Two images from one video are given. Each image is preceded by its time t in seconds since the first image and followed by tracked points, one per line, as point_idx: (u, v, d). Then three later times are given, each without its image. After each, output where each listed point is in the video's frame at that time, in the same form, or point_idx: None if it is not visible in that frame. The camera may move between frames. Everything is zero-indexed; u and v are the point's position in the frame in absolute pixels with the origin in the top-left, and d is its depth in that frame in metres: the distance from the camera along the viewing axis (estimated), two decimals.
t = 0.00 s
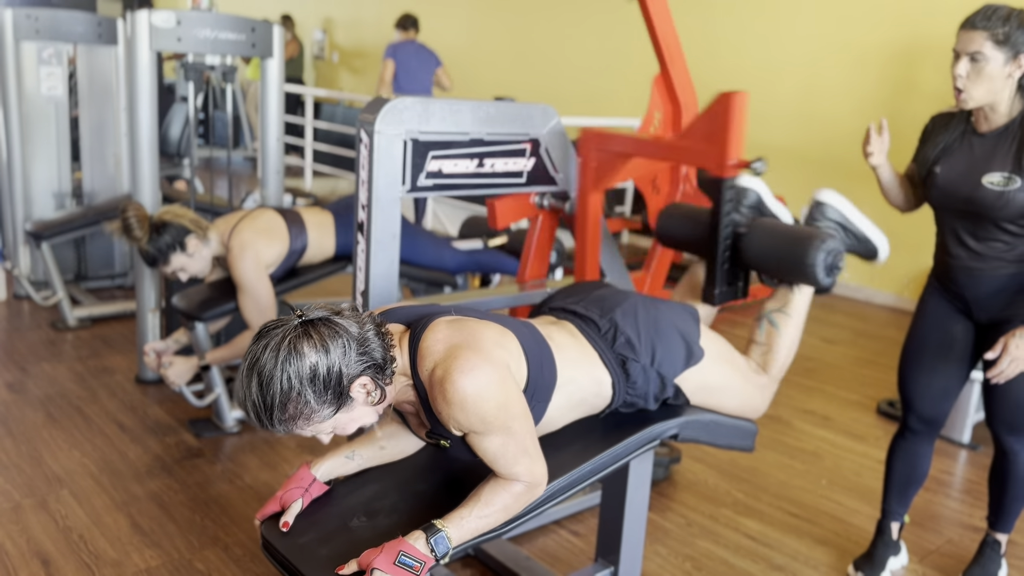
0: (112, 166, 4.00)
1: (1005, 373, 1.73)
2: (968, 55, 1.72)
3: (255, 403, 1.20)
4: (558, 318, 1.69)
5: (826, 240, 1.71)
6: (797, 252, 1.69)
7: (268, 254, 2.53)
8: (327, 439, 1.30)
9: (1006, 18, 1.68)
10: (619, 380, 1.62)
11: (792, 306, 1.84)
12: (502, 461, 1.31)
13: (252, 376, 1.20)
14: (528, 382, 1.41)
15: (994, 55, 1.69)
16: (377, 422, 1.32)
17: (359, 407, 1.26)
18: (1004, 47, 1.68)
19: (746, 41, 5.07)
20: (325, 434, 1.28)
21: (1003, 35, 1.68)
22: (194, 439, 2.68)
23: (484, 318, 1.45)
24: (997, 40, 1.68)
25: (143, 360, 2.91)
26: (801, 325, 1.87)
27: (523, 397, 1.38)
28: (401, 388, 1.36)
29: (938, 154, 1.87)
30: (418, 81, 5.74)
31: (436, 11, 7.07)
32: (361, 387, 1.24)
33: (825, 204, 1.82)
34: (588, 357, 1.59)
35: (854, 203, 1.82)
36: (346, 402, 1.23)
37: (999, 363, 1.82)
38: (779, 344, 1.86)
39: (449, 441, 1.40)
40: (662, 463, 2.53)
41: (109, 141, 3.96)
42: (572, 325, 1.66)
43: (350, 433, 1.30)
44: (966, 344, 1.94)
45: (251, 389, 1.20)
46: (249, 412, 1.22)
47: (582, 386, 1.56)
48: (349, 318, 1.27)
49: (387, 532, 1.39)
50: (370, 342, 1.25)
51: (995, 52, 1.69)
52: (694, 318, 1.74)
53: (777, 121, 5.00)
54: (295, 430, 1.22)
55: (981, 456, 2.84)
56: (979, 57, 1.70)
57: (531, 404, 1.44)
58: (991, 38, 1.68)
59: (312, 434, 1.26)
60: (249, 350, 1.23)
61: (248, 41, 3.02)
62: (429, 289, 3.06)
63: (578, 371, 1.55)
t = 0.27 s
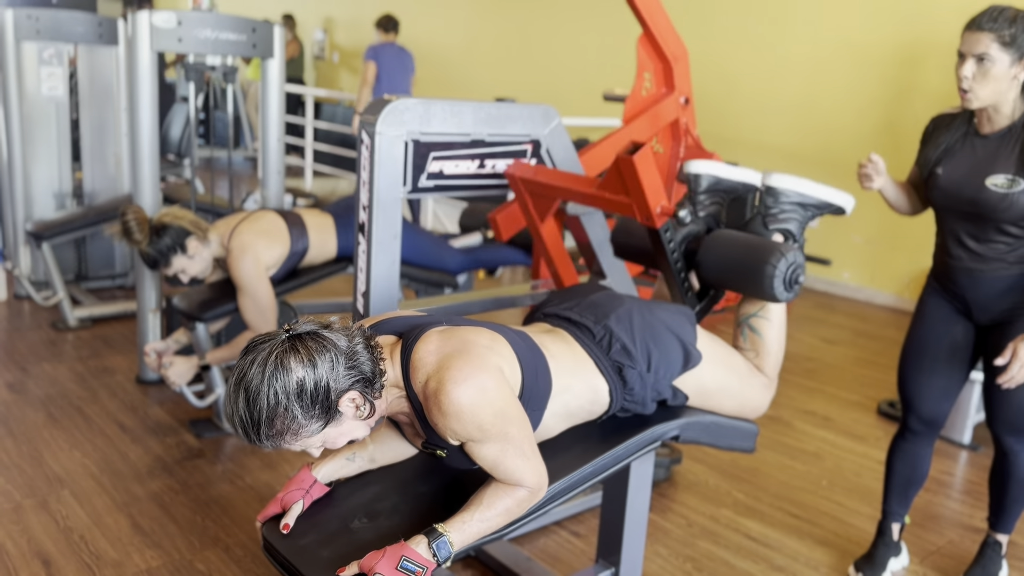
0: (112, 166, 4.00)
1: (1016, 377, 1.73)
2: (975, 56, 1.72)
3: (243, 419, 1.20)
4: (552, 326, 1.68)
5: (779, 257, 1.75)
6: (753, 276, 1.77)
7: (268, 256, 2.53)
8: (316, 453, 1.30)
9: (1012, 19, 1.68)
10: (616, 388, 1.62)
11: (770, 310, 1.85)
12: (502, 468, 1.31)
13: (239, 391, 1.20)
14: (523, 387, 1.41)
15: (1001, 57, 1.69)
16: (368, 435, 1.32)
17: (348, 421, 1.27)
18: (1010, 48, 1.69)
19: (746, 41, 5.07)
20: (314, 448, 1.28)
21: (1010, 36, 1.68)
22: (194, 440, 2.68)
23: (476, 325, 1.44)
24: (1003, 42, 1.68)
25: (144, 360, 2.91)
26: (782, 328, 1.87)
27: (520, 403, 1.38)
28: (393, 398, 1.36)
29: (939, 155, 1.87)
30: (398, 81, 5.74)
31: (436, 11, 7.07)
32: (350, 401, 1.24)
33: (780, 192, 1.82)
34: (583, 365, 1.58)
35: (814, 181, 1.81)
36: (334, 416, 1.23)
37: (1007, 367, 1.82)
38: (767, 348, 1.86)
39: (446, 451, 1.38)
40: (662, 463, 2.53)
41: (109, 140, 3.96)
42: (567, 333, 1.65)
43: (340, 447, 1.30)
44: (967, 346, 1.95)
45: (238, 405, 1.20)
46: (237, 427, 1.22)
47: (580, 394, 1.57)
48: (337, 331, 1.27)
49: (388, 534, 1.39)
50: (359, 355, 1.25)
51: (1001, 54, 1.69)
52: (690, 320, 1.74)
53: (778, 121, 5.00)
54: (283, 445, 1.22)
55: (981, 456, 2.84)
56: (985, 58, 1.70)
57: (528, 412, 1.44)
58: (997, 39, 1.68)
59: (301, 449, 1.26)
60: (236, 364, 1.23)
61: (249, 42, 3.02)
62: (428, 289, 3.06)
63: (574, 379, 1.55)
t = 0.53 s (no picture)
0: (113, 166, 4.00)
1: None
2: (977, 57, 1.72)
3: (246, 417, 1.20)
4: (553, 327, 1.68)
5: (804, 246, 1.75)
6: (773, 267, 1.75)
7: (269, 257, 2.52)
8: (318, 452, 1.30)
9: (1015, 19, 1.68)
10: (617, 388, 1.62)
11: (780, 304, 1.84)
12: (504, 468, 1.31)
13: (242, 389, 1.20)
14: (523, 389, 1.41)
15: (1004, 57, 1.69)
16: (371, 434, 1.32)
17: (351, 419, 1.26)
18: (1013, 48, 1.69)
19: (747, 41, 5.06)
20: (317, 447, 1.27)
21: (1012, 36, 1.68)
22: (195, 440, 2.68)
23: (476, 326, 1.44)
24: (1006, 42, 1.68)
25: (144, 361, 2.91)
26: (790, 324, 1.87)
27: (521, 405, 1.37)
28: (394, 398, 1.36)
29: (941, 156, 1.87)
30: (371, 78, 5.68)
31: (437, 11, 7.07)
32: (353, 400, 1.24)
33: (801, 190, 1.84)
34: (583, 366, 1.58)
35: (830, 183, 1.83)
36: (337, 415, 1.23)
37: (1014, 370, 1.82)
38: (772, 345, 1.85)
39: (448, 450, 1.39)
40: (662, 463, 2.53)
41: (110, 140, 3.95)
42: (569, 333, 1.65)
43: (342, 446, 1.30)
44: (968, 347, 1.95)
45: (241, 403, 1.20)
46: (239, 426, 1.21)
47: (580, 396, 1.57)
48: (340, 330, 1.27)
49: (389, 534, 1.39)
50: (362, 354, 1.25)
51: (1004, 54, 1.69)
52: (691, 321, 1.74)
53: (778, 121, 5.00)
54: (286, 443, 1.22)
55: (982, 457, 2.84)
56: (988, 59, 1.70)
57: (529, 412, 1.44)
58: (1000, 40, 1.68)
59: (304, 447, 1.26)
60: (239, 363, 1.23)
61: (250, 42, 3.02)
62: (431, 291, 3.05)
63: (575, 379, 1.56)
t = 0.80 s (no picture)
0: (113, 167, 4.00)
1: (1019, 377, 1.71)
2: (975, 57, 1.71)
3: (254, 403, 1.20)
4: (557, 322, 1.68)
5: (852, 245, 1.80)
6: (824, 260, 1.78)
7: (264, 261, 2.51)
8: (326, 440, 1.30)
9: (1012, 19, 1.68)
10: (618, 384, 1.62)
11: (805, 311, 1.89)
12: (504, 464, 1.31)
13: (251, 376, 1.20)
14: (527, 385, 1.41)
15: (1001, 57, 1.69)
16: (377, 423, 1.31)
17: (358, 407, 1.26)
18: (1010, 48, 1.68)
19: (747, 41, 5.07)
20: (324, 435, 1.28)
21: (1009, 37, 1.67)
22: (195, 439, 2.68)
23: (481, 321, 1.44)
24: (1003, 43, 1.68)
25: (144, 361, 2.91)
26: (811, 334, 1.90)
27: (523, 401, 1.37)
28: (400, 390, 1.36)
29: (941, 156, 1.87)
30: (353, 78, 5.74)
31: (437, 11, 7.07)
32: (360, 387, 1.24)
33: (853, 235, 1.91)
34: (586, 363, 1.58)
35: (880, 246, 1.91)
36: (345, 402, 1.23)
37: (1007, 367, 1.82)
38: (785, 343, 1.88)
39: (450, 443, 1.39)
40: (662, 464, 2.53)
41: (110, 140, 3.95)
42: (572, 330, 1.65)
43: (349, 434, 1.30)
44: (967, 348, 1.95)
45: (249, 389, 1.20)
46: (248, 412, 1.22)
47: (581, 391, 1.57)
48: (349, 318, 1.27)
49: (389, 532, 1.39)
50: (370, 342, 1.25)
51: (1001, 54, 1.69)
52: (694, 326, 1.74)
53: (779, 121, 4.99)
54: (294, 429, 1.22)
55: (982, 457, 2.84)
56: (985, 59, 1.70)
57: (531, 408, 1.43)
58: (997, 40, 1.68)
59: (311, 435, 1.26)
60: (249, 349, 1.23)
61: (250, 42, 3.02)
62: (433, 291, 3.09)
63: (577, 376, 1.55)
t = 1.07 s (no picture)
0: (113, 167, 3.99)
1: (1017, 380, 1.72)
2: (965, 60, 1.72)
3: (263, 392, 1.20)
4: (566, 317, 1.70)
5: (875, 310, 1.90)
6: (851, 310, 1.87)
7: (264, 261, 2.52)
8: (333, 429, 1.30)
9: (1001, 22, 1.68)
10: (622, 380, 1.61)
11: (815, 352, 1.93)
12: (507, 459, 1.31)
13: (260, 365, 1.20)
14: (532, 377, 1.41)
15: (991, 59, 1.69)
16: (384, 413, 1.31)
17: (367, 397, 1.26)
18: (1000, 51, 1.69)
19: (747, 42, 5.07)
20: (332, 424, 1.28)
21: (999, 39, 1.68)
22: (195, 440, 2.69)
23: (489, 313, 1.45)
24: (992, 45, 1.68)
25: (144, 361, 2.91)
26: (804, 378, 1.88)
27: (528, 394, 1.37)
28: (408, 380, 1.36)
29: (937, 158, 1.87)
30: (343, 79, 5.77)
31: (437, 12, 7.07)
32: (368, 376, 1.24)
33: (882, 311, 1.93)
34: (594, 355, 1.58)
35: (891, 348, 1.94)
36: (353, 391, 1.23)
37: (1005, 369, 1.82)
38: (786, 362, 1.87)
39: (454, 435, 1.38)
40: (662, 464, 2.53)
41: (110, 141, 3.95)
42: (580, 323, 1.66)
43: (357, 424, 1.30)
44: (966, 349, 1.95)
45: (258, 378, 1.20)
46: (257, 400, 1.22)
47: (585, 384, 1.57)
48: (356, 308, 1.27)
49: (389, 531, 1.39)
50: (378, 332, 1.26)
51: (991, 56, 1.69)
52: (702, 333, 1.73)
53: (779, 122, 5.00)
54: (303, 418, 1.22)
55: (982, 457, 2.84)
56: (975, 62, 1.70)
57: (535, 400, 1.43)
58: (986, 43, 1.68)
59: (319, 424, 1.26)
60: (258, 339, 1.23)
61: (250, 43, 3.02)
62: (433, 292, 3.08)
63: (583, 368, 1.56)
